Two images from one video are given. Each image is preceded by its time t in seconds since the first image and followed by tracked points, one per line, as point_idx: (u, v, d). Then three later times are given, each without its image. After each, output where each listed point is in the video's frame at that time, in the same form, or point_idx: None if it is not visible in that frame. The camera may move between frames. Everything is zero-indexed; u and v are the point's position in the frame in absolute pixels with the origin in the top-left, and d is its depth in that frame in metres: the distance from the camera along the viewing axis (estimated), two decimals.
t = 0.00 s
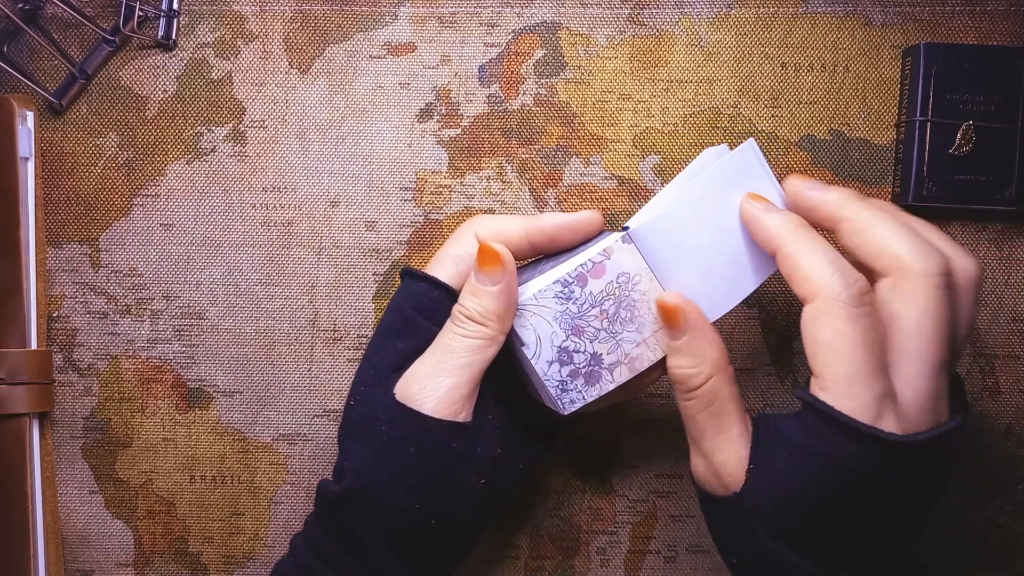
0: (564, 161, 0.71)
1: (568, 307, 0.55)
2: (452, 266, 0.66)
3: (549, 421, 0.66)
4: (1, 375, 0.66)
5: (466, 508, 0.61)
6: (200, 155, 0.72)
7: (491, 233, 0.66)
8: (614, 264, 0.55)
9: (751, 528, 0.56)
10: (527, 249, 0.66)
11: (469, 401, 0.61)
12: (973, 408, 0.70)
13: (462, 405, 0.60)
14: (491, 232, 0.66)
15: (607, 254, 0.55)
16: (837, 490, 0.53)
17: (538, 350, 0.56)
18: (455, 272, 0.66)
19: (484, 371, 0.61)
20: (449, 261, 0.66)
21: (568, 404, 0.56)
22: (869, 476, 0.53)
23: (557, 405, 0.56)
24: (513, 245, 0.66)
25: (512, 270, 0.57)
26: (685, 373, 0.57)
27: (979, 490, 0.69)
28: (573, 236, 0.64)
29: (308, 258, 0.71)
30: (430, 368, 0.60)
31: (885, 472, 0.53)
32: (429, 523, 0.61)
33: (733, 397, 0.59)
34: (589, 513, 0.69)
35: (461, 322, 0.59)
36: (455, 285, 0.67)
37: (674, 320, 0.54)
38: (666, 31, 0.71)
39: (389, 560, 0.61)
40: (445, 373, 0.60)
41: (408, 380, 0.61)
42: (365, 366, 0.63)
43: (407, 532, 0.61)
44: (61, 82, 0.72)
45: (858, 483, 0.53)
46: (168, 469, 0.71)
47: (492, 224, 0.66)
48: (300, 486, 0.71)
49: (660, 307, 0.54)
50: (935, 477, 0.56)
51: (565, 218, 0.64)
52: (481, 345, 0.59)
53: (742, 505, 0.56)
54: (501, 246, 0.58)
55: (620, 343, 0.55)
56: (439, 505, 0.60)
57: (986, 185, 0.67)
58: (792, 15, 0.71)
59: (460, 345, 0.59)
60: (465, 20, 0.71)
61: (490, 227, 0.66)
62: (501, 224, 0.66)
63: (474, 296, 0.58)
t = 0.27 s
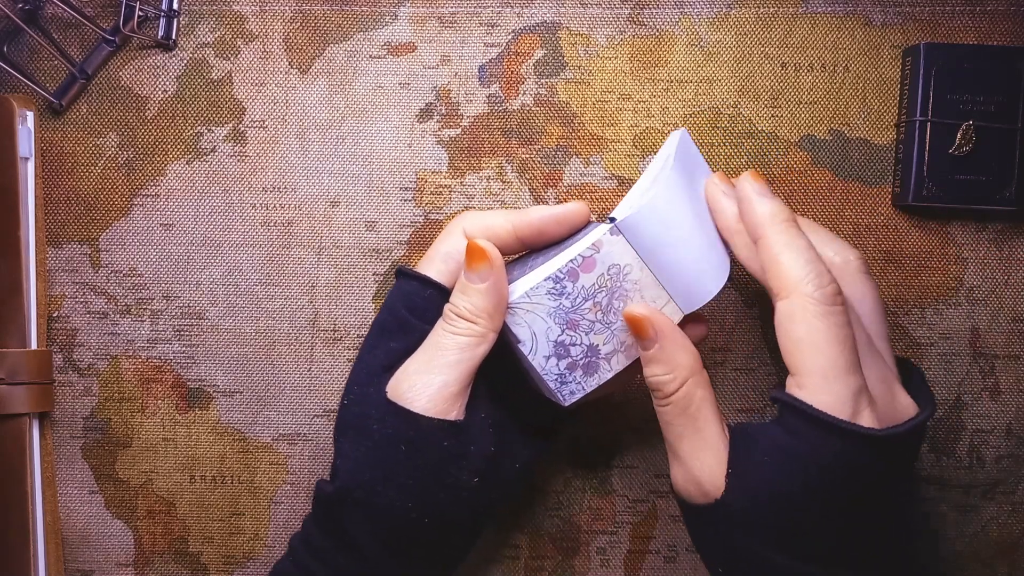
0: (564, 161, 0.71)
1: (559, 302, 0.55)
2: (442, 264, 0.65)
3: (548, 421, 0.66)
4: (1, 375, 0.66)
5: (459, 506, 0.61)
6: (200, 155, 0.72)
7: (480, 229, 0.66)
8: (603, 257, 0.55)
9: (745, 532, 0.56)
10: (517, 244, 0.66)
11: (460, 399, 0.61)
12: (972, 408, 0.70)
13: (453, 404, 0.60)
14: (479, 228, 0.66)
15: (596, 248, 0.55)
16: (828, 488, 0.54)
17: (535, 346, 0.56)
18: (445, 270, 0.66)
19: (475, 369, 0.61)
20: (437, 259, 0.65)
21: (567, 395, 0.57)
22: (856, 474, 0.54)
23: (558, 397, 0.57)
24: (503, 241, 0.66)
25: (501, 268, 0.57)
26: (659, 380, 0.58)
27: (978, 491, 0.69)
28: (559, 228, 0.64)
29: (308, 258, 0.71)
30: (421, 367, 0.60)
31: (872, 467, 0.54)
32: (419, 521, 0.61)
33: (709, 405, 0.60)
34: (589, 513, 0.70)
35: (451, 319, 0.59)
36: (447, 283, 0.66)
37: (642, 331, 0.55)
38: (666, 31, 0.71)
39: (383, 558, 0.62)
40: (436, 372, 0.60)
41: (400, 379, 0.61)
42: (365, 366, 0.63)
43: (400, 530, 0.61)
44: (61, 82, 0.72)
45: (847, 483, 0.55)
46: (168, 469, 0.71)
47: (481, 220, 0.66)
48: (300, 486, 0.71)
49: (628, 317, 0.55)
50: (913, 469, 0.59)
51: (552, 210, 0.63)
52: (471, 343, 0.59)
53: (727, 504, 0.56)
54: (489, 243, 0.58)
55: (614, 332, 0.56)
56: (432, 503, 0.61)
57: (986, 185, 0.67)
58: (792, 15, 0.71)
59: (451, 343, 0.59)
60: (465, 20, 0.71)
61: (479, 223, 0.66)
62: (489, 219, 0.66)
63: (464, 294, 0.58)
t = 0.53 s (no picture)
0: (564, 161, 0.71)
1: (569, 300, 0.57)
2: (452, 266, 0.66)
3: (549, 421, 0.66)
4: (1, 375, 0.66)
5: (459, 507, 0.61)
6: (200, 155, 0.72)
7: (488, 229, 0.66)
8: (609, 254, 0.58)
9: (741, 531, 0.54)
10: (525, 243, 0.66)
11: (469, 403, 0.61)
12: (972, 408, 0.70)
13: (463, 408, 0.61)
14: (486, 229, 0.66)
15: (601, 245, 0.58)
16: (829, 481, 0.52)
17: (546, 346, 0.57)
18: (456, 272, 0.66)
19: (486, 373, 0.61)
20: (447, 260, 0.66)
21: (580, 393, 0.58)
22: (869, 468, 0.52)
23: (570, 395, 0.58)
24: (511, 240, 0.66)
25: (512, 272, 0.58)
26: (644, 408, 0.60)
27: (978, 491, 0.69)
28: (569, 224, 0.65)
29: (308, 258, 0.71)
30: (431, 370, 0.61)
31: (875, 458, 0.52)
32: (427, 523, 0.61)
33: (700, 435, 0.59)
34: (589, 513, 0.70)
35: (462, 322, 0.60)
36: (458, 285, 0.67)
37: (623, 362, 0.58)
38: (666, 31, 0.71)
39: (390, 560, 0.61)
40: (447, 375, 0.60)
41: (411, 381, 0.61)
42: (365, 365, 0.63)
43: (411, 532, 0.61)
44: (61, 82, 0.72)
45: (852, 481, 0.52)
46: (168, 470, 0.71)
47: (487, 221, 0.66)
48: (301, 486, 0.71)
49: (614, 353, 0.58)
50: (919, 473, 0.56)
51: (559, 207, 0.64)
52: (482, 346, 0.59)
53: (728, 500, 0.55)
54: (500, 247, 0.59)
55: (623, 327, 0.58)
56: (438, 503, 0.60)
57: (986, 185, 0.67)
58: (792, 15, 0.71)
59: (461, 346, 0.60)
60: (465, 20, 0.71)
61: (486, 224, 0.66)
62: (496, 220, 0.66)
63: (475, 296, 0.59)
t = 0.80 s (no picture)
0: (564, 161, 0.71)
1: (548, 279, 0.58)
2: (439, 260, 0.67)
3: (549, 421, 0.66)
4: (1, 375, 0.66)
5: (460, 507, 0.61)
6: (200, 155, 0.72)
7: (472, 221, 0.66)
8: (585, 240, 0.59)
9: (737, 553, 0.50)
10: (510, 230, 0.66)
11: (462, 417, 0.60)
12: (972, 408, 0.70)
13: (455, 423, 0.60)
14: (470, 220, 0.66)
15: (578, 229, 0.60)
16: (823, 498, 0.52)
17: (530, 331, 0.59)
18: (443, 265, 0.67)
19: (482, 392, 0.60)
20: (435, 254, 0.67)
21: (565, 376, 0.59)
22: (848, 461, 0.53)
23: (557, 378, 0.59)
24: (495, 229, 0.66)
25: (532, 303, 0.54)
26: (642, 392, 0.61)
27: (978, 491, 0.69)
28: (549, 209, 0.64)
29: (308, 258, 0.71)
30: (427, 389, 0.59)
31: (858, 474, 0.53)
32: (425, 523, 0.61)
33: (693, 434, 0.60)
34: (589, 513, 0.70)
35: (463, 343, 0.57)
36: (447, 278, 0.67)
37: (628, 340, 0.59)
38: (666, 30, 0.71)
39: (388, 561, 0.61)
40: (443, 395, 0.58)
41: (404, 396, 0.59)
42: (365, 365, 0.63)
43: (411, 532, 0.61)
44: (61, 82, 0.72)
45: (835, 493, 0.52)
46: (168, 470, 0.71)
47: (471, 212, 0.67)
48: (301, 486, 0.71)
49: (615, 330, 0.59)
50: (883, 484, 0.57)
51: (538, 194, 0.64)
52: (482, 372, 0.58)
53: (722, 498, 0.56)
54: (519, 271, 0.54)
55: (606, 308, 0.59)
56: (435, 504, 0.61)
57: (986, 185, 0.67)
58: (792, 15, 0.71)
59: (462, 369, 0.58)
60: (465, 20, 0.71)
61: (471, 216, 0.66)
62: (480, 211, 0.66)
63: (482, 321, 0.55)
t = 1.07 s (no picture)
0: (564, 161, 0.71)
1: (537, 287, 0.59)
2: (440, 261, 0.67)
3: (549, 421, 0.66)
4: (1, 375, 0.66)
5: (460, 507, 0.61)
6: (200, 155, 0.72)
7: (476, 224, 0.66)
8: (579, 250, 0.59)
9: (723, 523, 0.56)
10: (512, 237, 0.66)
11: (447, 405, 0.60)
12: (972, 407, 0.70)
13: (440, 408, 0.60)
14: (472, 224, 0.66)
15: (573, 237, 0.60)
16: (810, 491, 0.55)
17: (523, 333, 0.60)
18: (444, 267, 0.67)
19: (472, 382, 0.60)
20: (436, 254, 0.67)
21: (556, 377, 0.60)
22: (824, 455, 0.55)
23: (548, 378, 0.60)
24: (496, 234, 0.66)
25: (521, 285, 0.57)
26: (653, 378, 0.60)
27: (979, 490, 0.69)
28: (553, 217, 0.64)
29: (308, 258, 0.71)
30: (418, 368, 0.60)
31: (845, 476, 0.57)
32: (423, 523, 0.61)
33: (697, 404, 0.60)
34: (589, 513, 0.69)
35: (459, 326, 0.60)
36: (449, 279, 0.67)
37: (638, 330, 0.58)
38: (666, 31, 0.71)
39: (387, 561, 0.61)
40: (430, 375, 0.60)
41: (395, 375, 0.61)
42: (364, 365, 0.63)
43: (411, 531, 0.61)
44: (61, 82, 0.72)
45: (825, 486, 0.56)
46: (168, 470, 0.71)
47: (477, 216, 0.66)
48: (300, 486, 0.71)
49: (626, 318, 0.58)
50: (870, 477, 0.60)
51: (543, 201, 0.64)
52: (471, 355, 0.59)
53: (722, 495, 0.56)
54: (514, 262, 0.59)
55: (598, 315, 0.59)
56: (433, 504, 0.61)
57: (986, 185, 0.67)
58: (792, 15, 0.71)
59: (453, 350, 0.60)
60: (465, 20, 0.71)
61: (475, 219, 0.66)
62: (485, 215, 0.66)
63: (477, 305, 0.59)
